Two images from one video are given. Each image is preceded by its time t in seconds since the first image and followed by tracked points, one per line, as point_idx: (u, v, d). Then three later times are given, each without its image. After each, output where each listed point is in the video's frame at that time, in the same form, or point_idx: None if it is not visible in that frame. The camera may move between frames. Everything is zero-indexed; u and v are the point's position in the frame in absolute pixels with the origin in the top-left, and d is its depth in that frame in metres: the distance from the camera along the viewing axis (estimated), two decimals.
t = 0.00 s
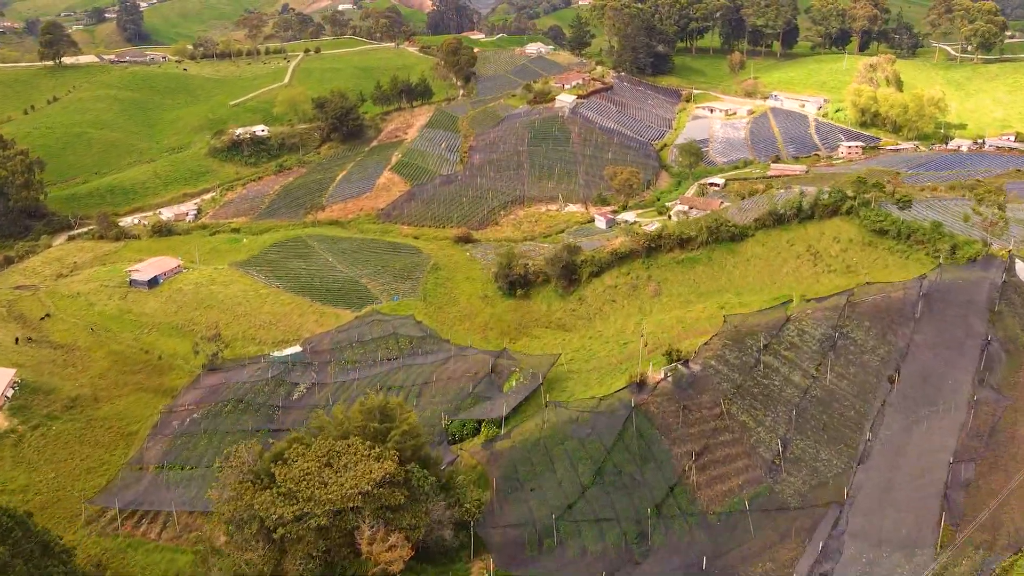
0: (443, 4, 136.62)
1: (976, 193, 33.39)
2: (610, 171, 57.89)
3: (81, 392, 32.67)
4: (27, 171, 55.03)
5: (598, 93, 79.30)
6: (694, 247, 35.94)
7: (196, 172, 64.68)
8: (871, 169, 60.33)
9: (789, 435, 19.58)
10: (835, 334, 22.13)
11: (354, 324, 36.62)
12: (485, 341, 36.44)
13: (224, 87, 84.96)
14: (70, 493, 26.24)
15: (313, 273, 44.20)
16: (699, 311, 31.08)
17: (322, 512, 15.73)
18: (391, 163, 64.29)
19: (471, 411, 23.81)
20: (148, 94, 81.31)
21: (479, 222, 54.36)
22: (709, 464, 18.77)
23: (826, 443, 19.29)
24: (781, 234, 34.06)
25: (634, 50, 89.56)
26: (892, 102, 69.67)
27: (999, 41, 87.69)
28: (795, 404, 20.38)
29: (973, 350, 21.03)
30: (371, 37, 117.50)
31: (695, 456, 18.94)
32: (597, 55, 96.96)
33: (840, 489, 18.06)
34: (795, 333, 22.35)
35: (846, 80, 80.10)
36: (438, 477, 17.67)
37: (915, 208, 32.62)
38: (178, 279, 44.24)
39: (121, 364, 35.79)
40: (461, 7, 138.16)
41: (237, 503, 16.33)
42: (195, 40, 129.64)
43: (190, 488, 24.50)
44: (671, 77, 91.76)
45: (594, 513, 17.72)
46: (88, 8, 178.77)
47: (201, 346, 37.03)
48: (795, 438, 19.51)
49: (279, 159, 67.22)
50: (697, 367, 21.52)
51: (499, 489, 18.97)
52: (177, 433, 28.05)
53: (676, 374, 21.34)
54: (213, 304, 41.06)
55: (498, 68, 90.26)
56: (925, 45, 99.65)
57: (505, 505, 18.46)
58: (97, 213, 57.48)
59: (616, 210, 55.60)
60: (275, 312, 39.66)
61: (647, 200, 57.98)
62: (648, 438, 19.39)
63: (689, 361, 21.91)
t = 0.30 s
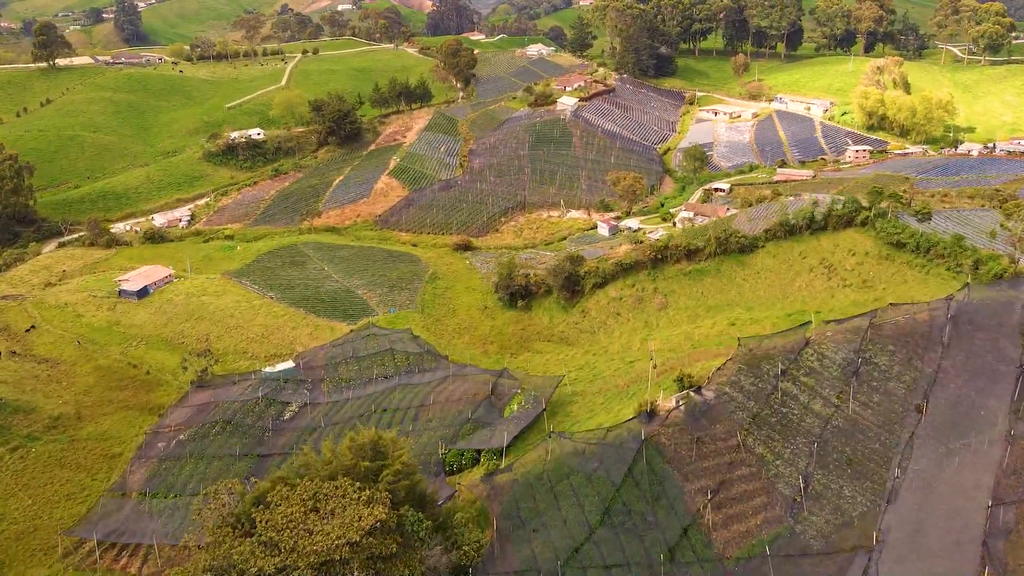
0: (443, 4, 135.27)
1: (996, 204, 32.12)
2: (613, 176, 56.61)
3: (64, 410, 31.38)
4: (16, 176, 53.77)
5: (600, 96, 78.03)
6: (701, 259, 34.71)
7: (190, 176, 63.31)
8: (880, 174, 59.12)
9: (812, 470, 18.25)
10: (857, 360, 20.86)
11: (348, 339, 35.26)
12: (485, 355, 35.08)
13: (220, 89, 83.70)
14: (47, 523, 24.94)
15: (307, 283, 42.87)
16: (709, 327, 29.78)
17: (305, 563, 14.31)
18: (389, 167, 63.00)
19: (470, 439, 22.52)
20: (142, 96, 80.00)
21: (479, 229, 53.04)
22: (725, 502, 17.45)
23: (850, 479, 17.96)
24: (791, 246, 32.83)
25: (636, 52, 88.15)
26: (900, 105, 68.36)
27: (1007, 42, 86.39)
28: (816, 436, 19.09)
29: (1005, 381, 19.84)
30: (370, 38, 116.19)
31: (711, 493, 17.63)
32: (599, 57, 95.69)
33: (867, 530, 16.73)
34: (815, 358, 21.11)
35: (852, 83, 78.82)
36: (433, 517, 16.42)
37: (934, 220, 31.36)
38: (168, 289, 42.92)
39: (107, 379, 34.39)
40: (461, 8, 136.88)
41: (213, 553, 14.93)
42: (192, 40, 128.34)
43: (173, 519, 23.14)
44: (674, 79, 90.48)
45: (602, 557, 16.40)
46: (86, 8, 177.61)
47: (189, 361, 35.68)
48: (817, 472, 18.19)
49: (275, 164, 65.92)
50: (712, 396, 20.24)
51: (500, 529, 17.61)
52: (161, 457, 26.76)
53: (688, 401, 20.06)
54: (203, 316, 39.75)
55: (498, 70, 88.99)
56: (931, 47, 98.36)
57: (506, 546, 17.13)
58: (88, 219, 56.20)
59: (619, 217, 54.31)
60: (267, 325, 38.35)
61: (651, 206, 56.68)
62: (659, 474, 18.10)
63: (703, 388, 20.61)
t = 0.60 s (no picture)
0: (443, 4, 133.95)
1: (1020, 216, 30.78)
2: (617, 182, 55.33)
3: (45, 431, 30.09)
4: (5, 182, 52.52)
5: (603, 98, 76.71)
6: (710, 271, 33.43)
7: (183, 181, 61.93)
8: (889, 180, 57.78)
9: (837, 509, 16.82)
10: (884, 389, 19.52)
11: (343, 354, 33.93)
12: (485, 370, 33.77)
13: (216, 91, 82.42)
14: (22, 556, 23.69)
15: (302, 293, 41.55)
16: (719, 345, 28.49)
17: None
18: (387, 171, 61.68)
19: (469, 471, 21.21)
20: (137, 99, 78.71)
21: (479, 236, 51.73)
22: (744, 546, 16.01)
23: (880, 520, 16.50)
24: (805, 258, 31.51)
25: (639, 53, 86.76)
26: (909, 108, 67.01)
27: (1016, 43, 85.00)
28: (840, 471, 17.70)
29: None
30: (369, 39, 114.90)
31: (729, 537, 16.20)
32: (601, 59, 94.39)
33: None
34: (839, 387, 19.78)
35: (859, 85, 77.51)
36: (429, 566, 15.06)
37: (956, 232, 30.02)
38: (158, 300, 41.57)
39: (91, 396, 33.09)
40: (462, 8, 135.59)
41: None
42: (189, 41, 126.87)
43: (153, 553, 21.78)
44: (677, 81, 89.16)
45: None
46: (85, 8, 176.64)
47: (177, 376, 34.38)
48: (843, 512, 16.76)
49: (271, 168, 64.58)
50: (729, 427, 18.91)
51: None
52: (144, 484, 25.49)
53: (703, 434, 18.79)
54: (194, 329, 38.46)
55: (499, 71, 87.68)
56: (937, 48, 97.01)
57: None
58: (79, 225, 54.92)
59: (622, 223, 53.00)
60: (259, 338, 37.04)
61: (655, 212, 55.35)
62: (674, 515, 16.72)
63: (718, 419, 19.34)
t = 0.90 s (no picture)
0: (442, 5, 132.62)
1: None
2: (620, 187, 53.99)
3: (24, 454, 28.75)
4: None
5: (605, 101, 75.36)
6: (720, 283, 32.13)
7: (176, 185, 60.50)
8: (899, 185, 56.50)
9: (869, 555, 15.47)
10: (915, 422, 18.22)
11: (337, 370, 32.53)
12: (486, 387, 32.40)
13: (211, 93, 81.05)
14: None
15: (296, 304, 40.19)
16: (731, 363, 27.16)
17: None
18: (384, 175, 60.30)
19: (468, 506, 19.85)
20: (131, 101, 77.36)
21: (479, 243, 50.37)
22: None
23: (916, 569, 15.10)
24: (820, 270, 30.20)
25: (641, 55, 85.39)
26: (918, 111, 65.66)
27: None
28: (871, 512, 16.35)
29: None
30: (367, 39, 113.55)
31: None
32: (602, 60, 93.09)
33: None
34: (867, 419, 18.48)
35: (866, 87, 76.18)
36: None
37: (979, 245, 28.64)
38: (146, 311, 40.16)
39: (74, 415, 31.80)
40: (461, 8, 134.22)
41: None
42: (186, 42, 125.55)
43: None
44: (680, 83, 87.82)
45: None
46: (82, 8, 175.36)
47: (164, 394, 33.01)
48: (875, 558, 15.40)
49: (266, 172, 63.16)
50: (750, 462, 17.59)
51: None
52: (125, 514, 24.16)
53: (722, 470, 17.39)
54: (183, 342, 37.08)
55: (499, 73, 86.31)
56: (943, 49, 95.70)
57: None
58: (68, 232, 53.54)
59: (626, 230, 51.67)
60: (250, 352, 35.66)
61: (659, 217, 54.03)
62: (691, 563, 15.35)
63: (737, 453, 17.94)
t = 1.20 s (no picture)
0: (442, 4, 131.24)
1: None
2: (623, 192, 52.65)
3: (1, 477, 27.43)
4: None
5: (607, 102, 74.01)
6: (730, 296, 30.88)
7: (168, 189, 59.05)
8: (909, 190, 55.15)
9: None
10: (951, 457, 16.85)
11: (330, 386, 31.08)
12: (486, 404, 30.97)
13: (206, 94, 79.66)
14: None
15: (289, 315, 38.73)
16: (744, 382, 25.80)
17: None
18: (382, 179, 58.91)
19: (466, 546, 18.50)
20: (124, 103, 75.96)
21: (478, 250, 48.98)
22: None
23: None
24: (836, 282, 28.97)
25: (643, 55, 84.11)
26: (927, 113, 64.34)
27: None
28: (905, 554, 14.73)
29: None
30: (365, 39, 112.18)
31: None
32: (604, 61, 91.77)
33: None
34: (898, 455, 17.18)
35: (872, 88, 74.94)
36: None
37: (1005, 258, 27.31)
38: (134, 322, 38.75)
39: (56, 434, 30.42)
40: (460, 7, 132.91)
41: None
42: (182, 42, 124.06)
43: None
44: (683, 84, 86.46)
45: None
46: (78, 7, 173.72)
47: (150, 411, 31.62)
48: None
49: (260, 176, 61.74)
50: (772, 501, 16.40)
51: None
52: (104, 545, 22.82)
53: (742, 510, 16.43)
54: (171, 355, 35.63)
55: (499, 73, 84.95)
56: (949, 49, 94.38)
57: None
58: (56, 238, 52.11)
59: (630, 236, 50.33)
60: (241, 366, 34.24)
61: (664, 222, 52.70)
62: None
63: (759, 490, 16.92)
